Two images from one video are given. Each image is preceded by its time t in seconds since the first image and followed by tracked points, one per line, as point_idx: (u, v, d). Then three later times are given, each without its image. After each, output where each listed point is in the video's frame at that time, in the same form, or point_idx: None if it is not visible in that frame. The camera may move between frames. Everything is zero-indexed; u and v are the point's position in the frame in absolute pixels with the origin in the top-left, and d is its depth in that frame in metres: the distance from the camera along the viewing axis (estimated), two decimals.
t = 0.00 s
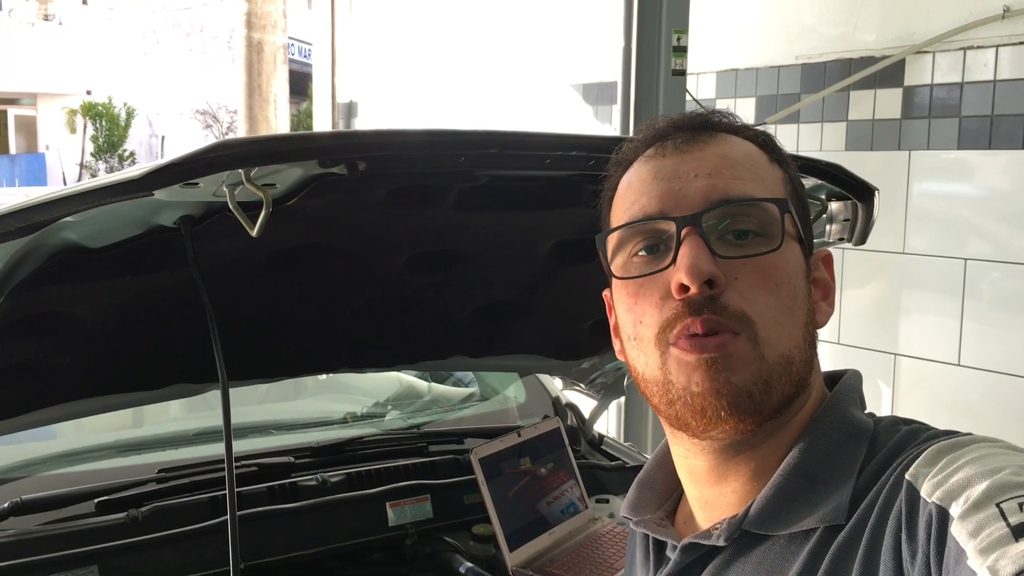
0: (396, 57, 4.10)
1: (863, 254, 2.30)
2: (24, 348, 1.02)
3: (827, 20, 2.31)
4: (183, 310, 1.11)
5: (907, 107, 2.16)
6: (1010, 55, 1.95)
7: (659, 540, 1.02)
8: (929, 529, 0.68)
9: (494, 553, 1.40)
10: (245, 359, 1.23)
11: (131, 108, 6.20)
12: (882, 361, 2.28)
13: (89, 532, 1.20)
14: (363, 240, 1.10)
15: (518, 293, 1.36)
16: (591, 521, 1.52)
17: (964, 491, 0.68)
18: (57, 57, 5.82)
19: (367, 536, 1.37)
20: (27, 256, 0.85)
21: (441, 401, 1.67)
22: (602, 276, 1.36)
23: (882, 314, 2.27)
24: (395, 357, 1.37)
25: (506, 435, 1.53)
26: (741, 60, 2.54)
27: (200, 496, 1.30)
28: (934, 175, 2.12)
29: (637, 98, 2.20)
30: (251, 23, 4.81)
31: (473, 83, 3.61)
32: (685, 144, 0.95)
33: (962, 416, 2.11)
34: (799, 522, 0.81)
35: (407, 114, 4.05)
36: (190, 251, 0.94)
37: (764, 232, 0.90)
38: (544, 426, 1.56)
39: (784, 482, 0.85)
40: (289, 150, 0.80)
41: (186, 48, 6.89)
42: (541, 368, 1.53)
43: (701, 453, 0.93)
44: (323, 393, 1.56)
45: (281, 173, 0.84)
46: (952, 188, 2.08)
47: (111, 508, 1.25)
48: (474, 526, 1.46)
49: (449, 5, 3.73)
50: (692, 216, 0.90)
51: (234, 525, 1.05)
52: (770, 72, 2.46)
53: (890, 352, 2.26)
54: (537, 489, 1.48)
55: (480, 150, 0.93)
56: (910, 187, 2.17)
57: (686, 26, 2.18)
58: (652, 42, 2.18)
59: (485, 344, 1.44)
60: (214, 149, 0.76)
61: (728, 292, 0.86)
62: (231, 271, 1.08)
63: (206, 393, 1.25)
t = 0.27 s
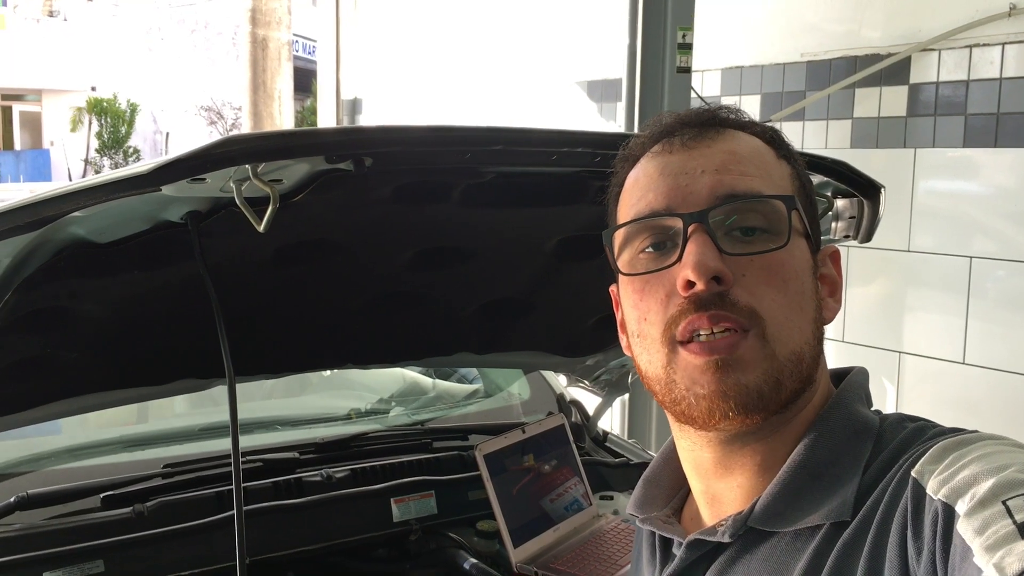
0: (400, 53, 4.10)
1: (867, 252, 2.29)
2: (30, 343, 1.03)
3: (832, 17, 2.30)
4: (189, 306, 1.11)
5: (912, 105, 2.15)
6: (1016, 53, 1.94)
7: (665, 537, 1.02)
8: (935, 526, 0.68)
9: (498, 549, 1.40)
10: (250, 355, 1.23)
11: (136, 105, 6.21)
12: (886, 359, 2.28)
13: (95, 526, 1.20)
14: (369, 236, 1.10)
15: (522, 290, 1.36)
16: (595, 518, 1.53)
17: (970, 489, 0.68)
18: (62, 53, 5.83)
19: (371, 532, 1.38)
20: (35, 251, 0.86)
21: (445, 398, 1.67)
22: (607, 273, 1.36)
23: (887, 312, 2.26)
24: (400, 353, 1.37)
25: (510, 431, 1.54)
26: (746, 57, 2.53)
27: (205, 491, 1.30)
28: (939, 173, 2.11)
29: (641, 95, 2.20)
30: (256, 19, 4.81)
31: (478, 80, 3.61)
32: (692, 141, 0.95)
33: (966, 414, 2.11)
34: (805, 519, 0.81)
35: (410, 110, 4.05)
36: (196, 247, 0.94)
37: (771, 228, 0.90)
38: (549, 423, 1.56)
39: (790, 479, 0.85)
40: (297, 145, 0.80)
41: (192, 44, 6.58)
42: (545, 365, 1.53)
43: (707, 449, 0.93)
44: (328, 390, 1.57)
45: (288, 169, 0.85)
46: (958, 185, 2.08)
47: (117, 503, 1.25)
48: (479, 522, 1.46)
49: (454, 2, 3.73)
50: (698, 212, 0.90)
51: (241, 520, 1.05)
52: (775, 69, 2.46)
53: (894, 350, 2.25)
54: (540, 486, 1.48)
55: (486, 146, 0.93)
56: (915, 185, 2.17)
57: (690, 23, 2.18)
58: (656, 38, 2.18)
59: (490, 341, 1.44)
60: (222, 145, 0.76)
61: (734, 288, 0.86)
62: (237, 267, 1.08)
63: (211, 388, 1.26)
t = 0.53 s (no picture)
0: (401, 54, 4.10)
1: (869, 254, 2.29)
2: (35, 341, 1.03)
3: (834, 19, 2.30)
4: (194, 304, 1.11)
5: (914, 107, 2.16)
6: (1018, 55, 1.94)
7: (676, 534, 1.02)
8: (944, 525, 0.68)
9: (501, 548, 1.40)
10: (255, 353, 1.23)
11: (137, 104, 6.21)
12: (887, 360, 2.28)
13: (99, 524, 1.20)
14: (374, 235, 1.10)
15: (526, 289, 1.36)
16: (598, 518, 1.52)
17: (980, 488, 0.68)
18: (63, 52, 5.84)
19: (374, 531, 1.37)
20: (41, 248, 0.86)
21: (447, 397, 1.67)
22: (610, 272, 1.36)
23: (888, 313, 2.26)
24: (404, 352, 1.37)
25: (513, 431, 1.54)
26: (748, 58, 2.54)
27: (209, 489, 1.30)
28: (941, 174, 2.11)
29: (643, 95, 2.20)
30: (257, 19, 4.81)
31: (479, 80, 3.61)
32: (702, 137, 0.95)
33: (967, 415, 2.11)
34: (814, 516, 0.81)
35: (411, 110, 4.05)
36: (203, 244, 0.94)
37: (780, 224, 0.90)
38: (551, 423, 1.56)
39: (800, 476, 0.85)
40: (304, 143, 0.80)
41: (192, 45, 6.66)
42: (548, 364, 1.53)
43: (717, 446, 0.93)
44: (330, 389, 1.57)
45: (296, 166, 0.85)
46: (959, 187, 2.08)
47: (120, 501, 1.25)
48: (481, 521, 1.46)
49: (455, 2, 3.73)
50: (708, 208, 0.90)
51: (246, 518, 1.05)
52: (776, 71, 2.46)
53: (896, 351, 2.25)
54: (541, 487, 1.48)
55: (493, 145, 0.93)
56: (916, 186, 2.17)
57: (692, 24, 2.18)
58: (659, 39, 2.18)
59: (493, 340, 1.44)
60: (230, 142, 0.76)
61: (743, 284, 0.86)
62: (242, 265, 1.08)
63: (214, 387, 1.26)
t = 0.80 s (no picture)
0: (402, 56, 4.10)
1: (870, 256, 2.30)
2: (38, 340, 1.02)
3: (835, 21, 2.31)
4: (198, 303, 1.11)
5: (915, 109, 2.16)
6: (1018, 58, 1.94)
7: (681, 531, 1.02)
8: (946, 522, 0.68)
9: (504, 550, 1.40)
10: (258, 353, 1.23)
11: (138, 107, 6.22)
12: (887, 362, 2.28)
13: (101, 524, 1.20)
14: (378, 234, 1.10)
15: (529, 290, 1.36)
16: (600, 519, 1.52)
17: (983, 484, 0.68)
18: (63, 55, 5.84)
19: (376, 532, 1.37)
20: (46, 246, 0.86)
21: (449, 399, 1.67)
22: (613, 273, 1.36)
23: (889, 316, 2.26)
24: (407, 352, 1.37)
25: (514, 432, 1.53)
26: (750, 61, 2.54)
27: (211, 490, 1.30)
28: (942, 177, 2.12)
29: (645, 97, 2.20)
30: (257, 22, 4.81)
31: (480, 82, 3.61)
32: (705, 134, 0.95)
33: (967, 417, 2.11)
34: (818, 511, 0.81)
35: (411, 112, 4.06)
36: (208, 243, 0.94)
37: (783, 219, 0.90)
38: (553, 424, 1.56)
39: (804, 471, 0.85)
40: (309, 141, 0.80)
41: (193, 48, 6.89)
42: (551, 365, 1.53)
43: (721, 441, 0.93)
44: (331, 390, 1.57)
45: (302, 165, 0.85)
46: (961, 190, 2.08)
47: (123, 501, 1.25)
48: (484, 522, 1.46)
49: (456, 5, 3.73)
50: (711, 204, 0.90)
51: (251, 518, 1.05)
52: (778, 73, 2.46)
53: (896, 353, 2.26)
54: (541, 489, 1.48)
55: (499, 144, 0.93)
56: (917, 188, 2.17)
57: (694, 27, 2.19)
58: (660, 42, 2.19)
59: (496, 341, 1.44)
60: (236, 140, 0.76)
61: (745, 278, 0.86)
62: (247, 264, 1.08)
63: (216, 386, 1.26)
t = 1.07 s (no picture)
0: (402, 58, 4.10)
1: (871, 258, 2.29)
2: (39, 342, 1.02)
3: (836, 23, 2.31)
4: (199, 305, 1.11)
5: (916, 111, 2.16)
6: (1020, 59, 1.94)
7: (679, 532, 1.02)
8: (942, 523, 0.68)
9: (504, 552, 1.40)
10: (258, 355, 1.23)
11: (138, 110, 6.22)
12: (888, 364, 2.28)
13: (101, 527, 1.20)
14: (379, 236, 1.10)
15: (530, 291, 1.35)
16: (601, 522, 1.52)
17: (978, 484, 0.68)
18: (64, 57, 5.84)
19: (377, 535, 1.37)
20: (47, 248, 0.86)
21: (449, 401, 1.66)
22: (614, 275, 1.36)
23: (891, 318, 2.26)
24: (407, 355, 1.37)
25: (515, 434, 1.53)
26: (751, 63, 2.54)
27: (212, 492, 1.30)
28: (943, 179, 2.11)
29: (646, 99, 2.20)
30: (258, 24, 4.82)
31: (480, 84, 3.61)
32: (700, 136, 0.95)
33: (968, 420, 2.10)
34: (814, 512, 0.81)
35: (412, 114, 4.06)
36: (209, 245, 0.94)
37: (778, 222, 0.90)
38: (554, 426, 1.56)
39: (799, 473, 0.84)
40: (311, 143, 0.80)
41: (192, 50, 7.00)
42: (552, 367, 1.53)
43: (717, 443, 0.93)
44: (331, 393, 1.57)
45: (304, 166, 0.85)
46: (962, 192, 2.08)
47: (123, 504, 1.25)
48: (485, 525, 1.45)
49: (456, 8, 3.74)
50: (705, 206, 0.90)
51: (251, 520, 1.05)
52: (779, 76, 2.46)
53: (897, 355, 2.25)
54: (543, 491, 1.47)
55: (500, 145, 0.93)
56: (918, 190, 2.17)
57: (695, 29, 2.19)
58: (662, 44, 2.19)
59: (497, 343, 1.44)
60: (237, 141, 0.76)
61: (740, 281, 0.86)
62: (249, 265, 1.08)
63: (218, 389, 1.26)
